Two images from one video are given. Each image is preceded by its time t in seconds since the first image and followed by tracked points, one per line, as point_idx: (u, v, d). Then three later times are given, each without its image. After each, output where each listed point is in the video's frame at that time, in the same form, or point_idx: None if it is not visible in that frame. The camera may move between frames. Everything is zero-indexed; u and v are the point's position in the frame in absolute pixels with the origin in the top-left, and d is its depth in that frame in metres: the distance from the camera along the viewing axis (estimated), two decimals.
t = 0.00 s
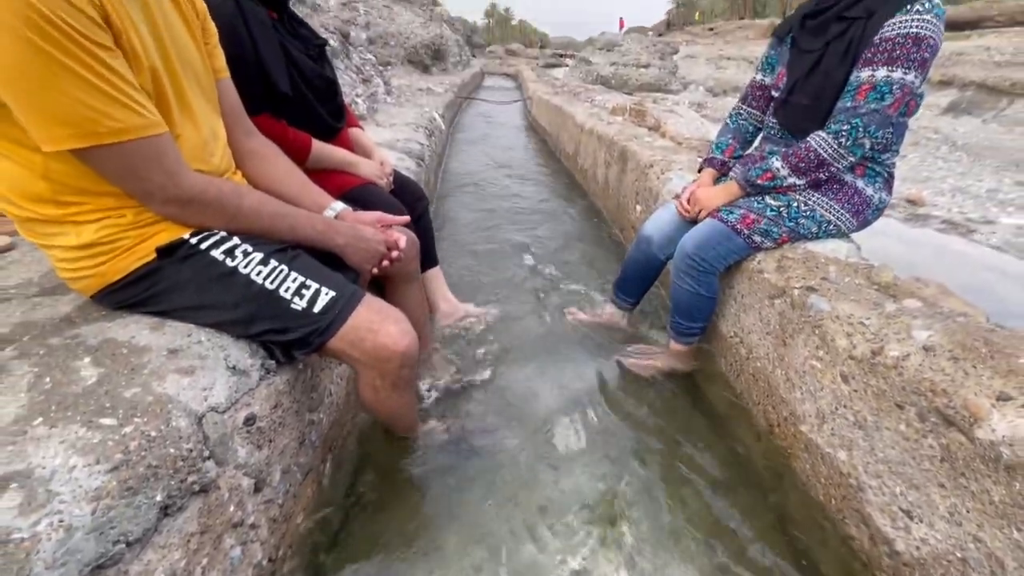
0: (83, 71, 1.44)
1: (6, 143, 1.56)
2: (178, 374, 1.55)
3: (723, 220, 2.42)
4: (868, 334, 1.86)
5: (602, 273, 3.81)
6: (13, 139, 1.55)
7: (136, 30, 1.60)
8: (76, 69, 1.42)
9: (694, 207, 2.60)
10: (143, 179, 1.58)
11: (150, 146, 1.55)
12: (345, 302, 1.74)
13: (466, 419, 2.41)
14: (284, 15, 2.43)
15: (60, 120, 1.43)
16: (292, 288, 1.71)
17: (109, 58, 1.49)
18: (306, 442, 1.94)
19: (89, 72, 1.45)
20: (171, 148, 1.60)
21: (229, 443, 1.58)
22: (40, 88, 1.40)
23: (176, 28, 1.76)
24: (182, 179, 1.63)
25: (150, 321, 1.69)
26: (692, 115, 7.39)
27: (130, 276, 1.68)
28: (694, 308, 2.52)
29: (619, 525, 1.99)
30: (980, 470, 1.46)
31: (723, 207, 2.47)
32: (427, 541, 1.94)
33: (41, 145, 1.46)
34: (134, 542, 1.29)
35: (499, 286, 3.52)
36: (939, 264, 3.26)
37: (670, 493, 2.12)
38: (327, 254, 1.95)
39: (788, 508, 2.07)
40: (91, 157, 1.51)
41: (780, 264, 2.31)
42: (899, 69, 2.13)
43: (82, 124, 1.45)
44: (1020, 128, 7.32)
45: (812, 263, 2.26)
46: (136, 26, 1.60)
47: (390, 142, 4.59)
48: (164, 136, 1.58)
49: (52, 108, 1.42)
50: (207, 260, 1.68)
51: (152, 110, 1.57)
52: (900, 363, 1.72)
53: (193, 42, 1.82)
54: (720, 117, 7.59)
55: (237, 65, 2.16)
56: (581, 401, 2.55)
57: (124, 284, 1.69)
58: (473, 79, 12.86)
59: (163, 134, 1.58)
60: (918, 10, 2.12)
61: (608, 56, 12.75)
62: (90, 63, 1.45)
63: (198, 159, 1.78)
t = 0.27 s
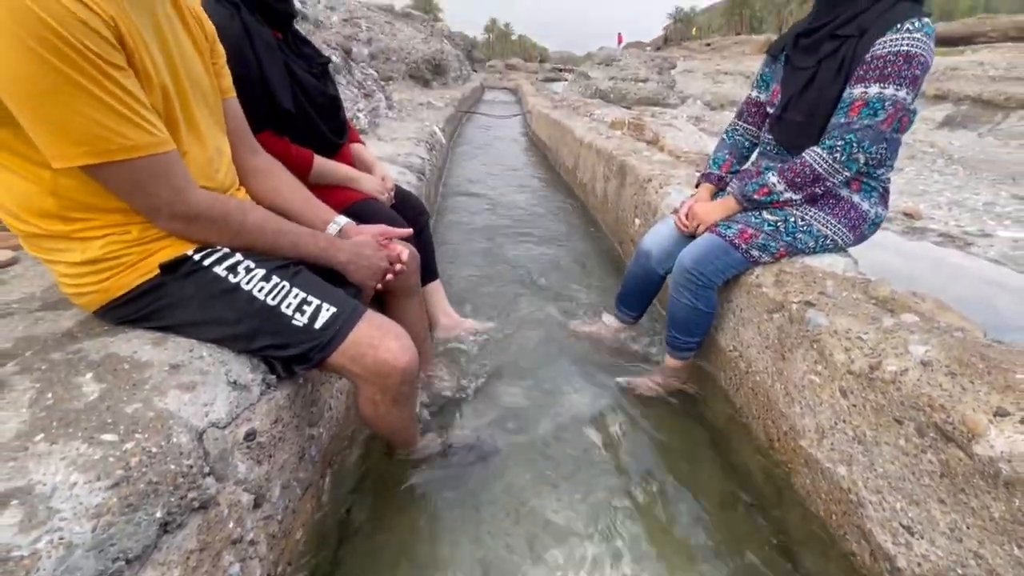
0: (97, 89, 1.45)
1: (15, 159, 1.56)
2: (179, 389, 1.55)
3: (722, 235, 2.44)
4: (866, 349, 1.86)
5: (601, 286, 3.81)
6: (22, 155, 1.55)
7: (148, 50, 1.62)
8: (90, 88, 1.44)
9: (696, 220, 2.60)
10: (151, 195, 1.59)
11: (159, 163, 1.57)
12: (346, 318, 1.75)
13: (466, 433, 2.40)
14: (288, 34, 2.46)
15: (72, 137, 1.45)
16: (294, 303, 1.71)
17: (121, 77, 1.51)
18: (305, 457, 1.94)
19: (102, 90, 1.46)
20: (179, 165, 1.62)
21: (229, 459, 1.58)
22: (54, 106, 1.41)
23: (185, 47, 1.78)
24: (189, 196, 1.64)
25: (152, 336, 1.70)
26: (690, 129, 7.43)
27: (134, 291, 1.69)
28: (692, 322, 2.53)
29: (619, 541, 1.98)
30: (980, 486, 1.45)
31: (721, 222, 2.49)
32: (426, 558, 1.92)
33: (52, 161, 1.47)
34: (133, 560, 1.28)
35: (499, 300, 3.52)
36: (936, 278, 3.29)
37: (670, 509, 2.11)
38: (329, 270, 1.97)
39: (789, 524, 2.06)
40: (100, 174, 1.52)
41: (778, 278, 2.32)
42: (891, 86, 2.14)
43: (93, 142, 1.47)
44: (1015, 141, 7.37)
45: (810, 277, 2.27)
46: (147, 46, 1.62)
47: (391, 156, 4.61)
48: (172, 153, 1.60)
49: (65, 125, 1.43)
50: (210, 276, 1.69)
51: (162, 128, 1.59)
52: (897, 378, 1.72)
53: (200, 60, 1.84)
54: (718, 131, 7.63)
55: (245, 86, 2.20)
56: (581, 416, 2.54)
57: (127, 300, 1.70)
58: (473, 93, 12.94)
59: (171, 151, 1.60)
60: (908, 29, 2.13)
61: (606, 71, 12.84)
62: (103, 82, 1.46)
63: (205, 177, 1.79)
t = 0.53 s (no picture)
0: (107, 108, 1.46)
1: (21, 176, 1.57)
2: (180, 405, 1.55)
3: (720, 249, 2.45)
4: (864, 364, 1.87)
5: (601, 299, 3.82)
6: (28, 172, 1.56)
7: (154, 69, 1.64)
8: (100, 107, 1.45)
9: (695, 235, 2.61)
10: (158, 212, 1.60)
11: (166, 180, 1.58)
12: (348, 334, 1.75)
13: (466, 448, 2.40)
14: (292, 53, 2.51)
15: (81, 155, 1.46)
16: (296, 319, 1.72)
17: (130, 95, 1.52)
18: (305, 472, 1.93)
19: (111, 109, 1.47)
20: (185, 182, 1.63)
21: (229, 475, 1.58)
22: (64, 125, 1.42)
23: (189, 65, 1.79)
24: (195, 212, 1.65)
25: (154, 351, 1.71)
26: (688, 142, 7.47)
27: (137, 305, 1.69)
28: (690, 336, 2.54)
29: (618, 557, 1.98)
30: (980, 502, 1.45)
31: (719, 236, 2.50)
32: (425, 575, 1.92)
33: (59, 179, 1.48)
34: None
35: (499, 313, 3.53)
36: (933, 291, 3.31)
37: (670, 524, 2.10)
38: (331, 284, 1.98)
39: (789, 539, 2.06)
40: (108, 190, 1.53)
41: (776, 292, 2.33)
42: (884, 103, 2.16)
43: (102, 160, 1.48)
44: (1011, 154, 7.41)
45: (807, 291, 2.28)
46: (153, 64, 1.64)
47: (391, 170, 4.63)
48: (178, 170, 1.61)
49: (74, 143, 1.44)
50: (213, 291, 1.69)
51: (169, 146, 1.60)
52: (896, 394, 1.72)
53: (205, 78, 1.86)
54: (717, 144, 7.67)
55: (250, 103, 2.23)
56: (581, 431, 2.54)
57: (130, 314, 1.70)
58: (472, 106, 13.01)
59: (177, 168, 1.61)
60: (900, 47, 2.15)
61: (605, 85, 12.92)
62: (112, 100, 1.47)
63: (211, 195, 1.81)
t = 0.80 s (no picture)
0: (114, 126, 1.47)
1: (26, 192, 1.57)
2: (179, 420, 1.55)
3: (718, 263, 2.46)
4: (863, 379, 1.87)
5: (601, 313, 3.82)
6: (34, 187, 1.56)
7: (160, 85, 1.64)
8: (108, 125, 1.45)
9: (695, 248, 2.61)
10: (163, 227, 1.60)
11: (170, 196, 1.59)
12: (348, 348, 1.76)
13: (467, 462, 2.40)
14: (294, 70, 2.54)
15: (88, 172, 1.46)
16: (297, 333, 1.73)
17: (136, 113, 1.53)
18: (305, 487, 1.93)
19: (119, 126, 1.48)
20: (188, 197, 1.64)
21: (230, 490, 1.57)
22: (72, 143, 1.42)
23: (193, 81, 1.81)
24: (198, 226, 1.66)
25: (157, 366, 1.72)
26: (688, 155, 7.51)
27: (139, 319, 1.70)
28: (689, 350, 2.54)
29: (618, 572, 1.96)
30: (980, 517, 1.44)
31: (718, 250, 2.52)
32: None
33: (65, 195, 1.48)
34: None
35: (499, 326, 3.53)
36: (931, 303, 3.33)
37: (670, 538, 2.10)
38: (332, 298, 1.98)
39: (790, 553, 2.05)
40: (114, 206, 1.53)
41: (775, 305, 2.34)
42: (879, 120, 2.18)
43: (109, 177, 1.48)
44: (1009, 166, 7.44)
45: (806, 305, 2.29)
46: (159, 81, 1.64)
47: (392, 183, 4.65)
48: (182, 186, 1.62)
49: (81, 161, 1.44)
50: (215, 305, 1.70)
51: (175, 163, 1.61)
52: (895, 408, 1.72)
53: (209, 93, 1.87)
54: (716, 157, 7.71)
55: (254, 120, 2.26)
56: (581, 444, 2.54)
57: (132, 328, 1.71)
58: (473, 119, 13.07)
59: (182, 184, 1.62)
60: (893, 66, 2.18)
61: (605, 98, 12.99)
62: (120, 117, 1.48)
63: (215, 211, 1.82)
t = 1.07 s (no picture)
0: (124, 140, 1.49)
1: (34, 205, 1.59)
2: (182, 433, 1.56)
3: (717, 275, 2.47)
4: (862, 392, 1.87)
5: (602, 324, 3.83)
6: (42, 200, 1.58)
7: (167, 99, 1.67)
8: (118, 138, 1.47)
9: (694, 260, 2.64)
10: (170, 240, 1.62)
11: (176, 208, 1.60)
12: (350, 360, 1.77)
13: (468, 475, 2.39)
14: (297, 86, 2.58)
15: (97, 185, 1.48)
16: (299, 346, 1.73)
17: (144, 126, 1.55)
18: (305, 501, 1.93)
19: (129, 140, 1.50)
20: (194, 209, 1.66)
21: (231, 504, 1.57)
22: (83, 156, 1.44)
23: (198, 94, 1.83)
24: (203, 238, 1.67)
25: (159, 379, 1.72)
26: (687, 166, 7.54)
27: (143, 333, 1.71)
28: (689, 363, 2.55)
29: None
30: (981, 531, 1.44)
31: (717, 263, 2.53)
32: None
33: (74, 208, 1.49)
34: None
35: (500, 338, 3.54)
36: (929, 313, 3.34)
37: (672, 552, 2.09)
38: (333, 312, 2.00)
39: (791, 567, 2.04)
40: (122, 219, 1.55)
41: (774, 318, 2.35)
42: (874, 135, 2.20)
43: (117, 189, 1.50)
44: (1006, 177, 7.48)
45: (805, 318, 2.30)
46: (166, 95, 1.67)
47: (393, 195, 4.67)
48: (188, 198, 1.64)
49: (91, 173, 1.46)
50: (219, 318, 1.71)
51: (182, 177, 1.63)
52: (895, 421, 1.72)
53: (213, 106, 1.89)
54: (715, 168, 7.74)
55: (259, 134, 2.30)
56: (582, 457, 2.54)
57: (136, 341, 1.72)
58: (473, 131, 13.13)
59: (188, 196, 1.64)
60: (888, 82, 2.20)
61: (604, 110, 13.05)
62: (130, 131, 1.50)
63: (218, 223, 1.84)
